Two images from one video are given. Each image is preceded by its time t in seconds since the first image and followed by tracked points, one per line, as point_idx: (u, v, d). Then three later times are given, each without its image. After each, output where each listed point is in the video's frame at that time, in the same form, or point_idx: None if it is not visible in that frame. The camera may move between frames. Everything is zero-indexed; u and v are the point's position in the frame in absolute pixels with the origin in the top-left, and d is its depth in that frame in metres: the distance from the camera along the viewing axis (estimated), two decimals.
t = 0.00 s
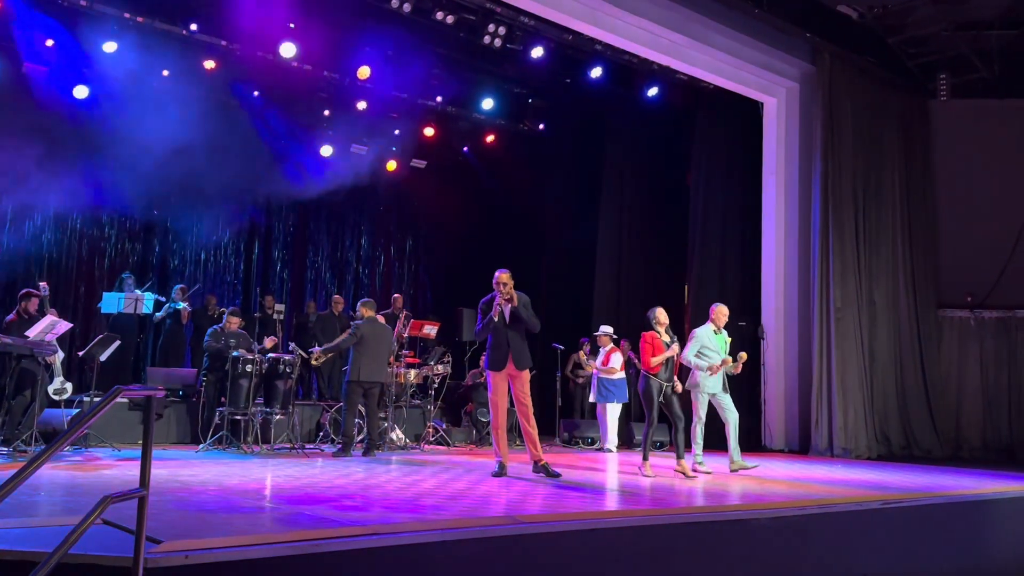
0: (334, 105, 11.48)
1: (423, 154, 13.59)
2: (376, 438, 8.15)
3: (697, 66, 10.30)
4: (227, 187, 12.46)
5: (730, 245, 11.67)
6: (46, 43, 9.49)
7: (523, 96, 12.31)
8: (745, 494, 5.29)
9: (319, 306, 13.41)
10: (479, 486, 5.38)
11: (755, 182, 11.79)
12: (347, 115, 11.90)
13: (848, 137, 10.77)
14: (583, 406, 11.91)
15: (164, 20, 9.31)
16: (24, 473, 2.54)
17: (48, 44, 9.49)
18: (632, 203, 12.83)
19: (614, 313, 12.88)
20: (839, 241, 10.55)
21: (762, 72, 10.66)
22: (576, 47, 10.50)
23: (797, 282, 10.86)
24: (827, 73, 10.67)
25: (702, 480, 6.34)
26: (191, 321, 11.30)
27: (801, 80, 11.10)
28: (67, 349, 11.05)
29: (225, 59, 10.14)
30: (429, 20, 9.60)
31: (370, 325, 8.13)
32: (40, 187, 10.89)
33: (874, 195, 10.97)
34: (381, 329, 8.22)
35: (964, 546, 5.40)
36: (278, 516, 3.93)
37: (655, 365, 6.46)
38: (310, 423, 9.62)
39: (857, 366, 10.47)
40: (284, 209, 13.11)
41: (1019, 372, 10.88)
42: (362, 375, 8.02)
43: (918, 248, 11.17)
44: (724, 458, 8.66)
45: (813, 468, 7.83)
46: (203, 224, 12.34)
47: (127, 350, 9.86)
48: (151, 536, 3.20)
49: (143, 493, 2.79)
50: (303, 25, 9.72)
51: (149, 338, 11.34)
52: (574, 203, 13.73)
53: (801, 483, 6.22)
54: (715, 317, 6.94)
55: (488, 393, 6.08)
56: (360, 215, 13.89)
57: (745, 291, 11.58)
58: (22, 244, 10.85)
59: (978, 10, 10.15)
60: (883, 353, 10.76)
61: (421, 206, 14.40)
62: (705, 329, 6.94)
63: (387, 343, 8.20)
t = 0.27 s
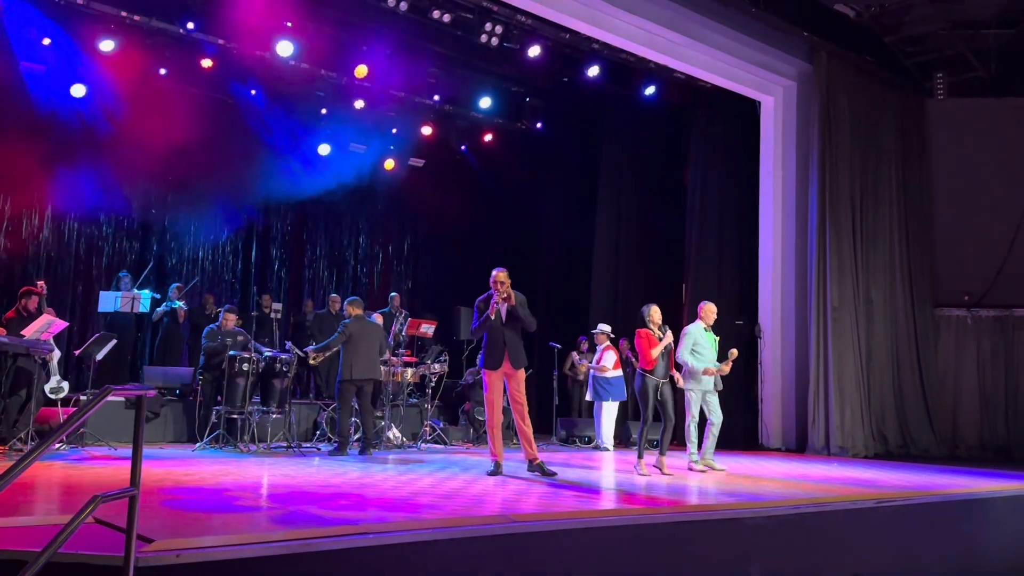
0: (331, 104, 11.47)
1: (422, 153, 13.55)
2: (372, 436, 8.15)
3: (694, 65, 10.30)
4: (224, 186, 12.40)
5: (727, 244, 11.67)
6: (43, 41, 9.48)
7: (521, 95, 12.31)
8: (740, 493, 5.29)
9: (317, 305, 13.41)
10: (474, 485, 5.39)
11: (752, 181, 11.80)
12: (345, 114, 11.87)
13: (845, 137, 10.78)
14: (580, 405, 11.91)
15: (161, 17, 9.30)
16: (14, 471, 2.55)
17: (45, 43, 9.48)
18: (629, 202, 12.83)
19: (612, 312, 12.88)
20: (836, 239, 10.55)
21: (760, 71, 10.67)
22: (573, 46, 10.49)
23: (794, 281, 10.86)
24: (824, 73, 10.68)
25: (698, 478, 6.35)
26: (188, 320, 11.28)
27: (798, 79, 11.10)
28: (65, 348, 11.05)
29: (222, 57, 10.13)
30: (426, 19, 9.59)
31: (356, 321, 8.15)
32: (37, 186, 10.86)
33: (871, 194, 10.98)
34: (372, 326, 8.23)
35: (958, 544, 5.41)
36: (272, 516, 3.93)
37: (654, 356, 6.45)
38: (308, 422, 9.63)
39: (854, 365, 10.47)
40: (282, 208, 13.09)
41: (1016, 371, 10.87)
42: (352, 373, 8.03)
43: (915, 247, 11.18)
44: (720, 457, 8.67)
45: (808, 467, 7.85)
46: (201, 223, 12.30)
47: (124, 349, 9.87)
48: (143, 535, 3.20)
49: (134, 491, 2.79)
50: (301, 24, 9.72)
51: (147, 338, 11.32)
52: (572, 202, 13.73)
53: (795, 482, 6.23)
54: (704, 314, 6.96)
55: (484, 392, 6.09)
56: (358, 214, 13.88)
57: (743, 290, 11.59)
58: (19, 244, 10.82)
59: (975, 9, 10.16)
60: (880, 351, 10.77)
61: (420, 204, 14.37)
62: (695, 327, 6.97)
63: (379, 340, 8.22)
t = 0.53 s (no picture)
0: (329, 103, 11.47)
1: (420, 151, 13.52)
2: (368, 435, 8.16)
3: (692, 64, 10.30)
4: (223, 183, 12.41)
5: (725, 243, 11.67)
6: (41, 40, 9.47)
7: (519, 93, 12.32)
8: (735, 492, 5.30)
9: (316, 304, 13.40)
10: (470, 483, 5.41)
11: (750, 180, 11.81)
12: (343, 113, 11.88)
13: (842, 135, 10.79)
14: (578, 404, 11.93)
15: (160, 16, 9.32)
16: (7, 468, 2.56)
17: (42, 42, 9.48)
18: (628, 201, 12.84)
19: (609, 310, 12.88)
20: (833, 238, 10.56)
21: (757, 70, 10.68)
22: (571, 45, 10.49)
23: (792, 280, 10.87)
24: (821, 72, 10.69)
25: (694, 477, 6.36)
26: (186, 319, 11.27)
27: (795, 78, 11.12)
28: (63, 347, 11.05)
29: (220, 56, 10.14)
30: (424, 18, 9.60)
31: (346, 320, 8.16)
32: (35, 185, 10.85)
33: (869, 192, 10.99)
34: (361, 325, 8.22)
35: (952, 543, 5.43)
36: (267, 514, 3.94)
37: (654, 356, 6.49)
38: (305, 421, 9.64)
39: (851, 364, 10.48)
40: (280, 207, 13.09)
41: (1013, 370, 10.88)
42: (342, 373, 8.03)
43: (912, 246, 11.19)
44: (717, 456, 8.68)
45: (804, 466, 7.86)
46: (197, 222, 12.28)
47: (122, 348, 9.87)
48: (136, 533, 3.22)
49: (127, 489, 2.81)
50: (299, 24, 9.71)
51: (145, 337, 11.31)
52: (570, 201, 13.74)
53: (790, 481, 6.24)
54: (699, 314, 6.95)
55: (481, 391, 6.07)
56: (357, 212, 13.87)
57: (741, 288, 11.60)
58: (20, 243, 10.80)
59: (972, 7, 10.16)
60: (877, 350, 10.78)
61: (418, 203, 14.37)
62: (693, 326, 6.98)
63: (370, 336, 8.24)
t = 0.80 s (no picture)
0: (329, 102, 11.47)
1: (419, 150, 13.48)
2: (365, 433, 8.16)
3: (692, 63, 10.30)
4: (222, 182, 12.43)
5: (724, 241, 11.66)
6: (40, 39, 9.47)
7: (518, 92, 12.30)
8: (732, 490, 5.31)
9: (315, 303, 13.39)
10: (468, 482, 5.41)
11: (749, 178, 11.82)
12: (342, 112, 11.88)
13: (841, 134, 10.79)
14: (577, 402, 11.93)
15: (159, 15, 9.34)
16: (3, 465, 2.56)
17: (41, 41, 9.47)
18: (627, 200, 12.84)
19: (608, 310, 12.88)
20: (831, 237, 10.56)
21: (756, 69, 10.68)
22: (569, 44, 10.50)
23: (791, 279, 10.88)
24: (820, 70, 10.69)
25: (692, 476, 6.36)
26: (186, 318, 11.26)
27: (795, 77, 11.12)
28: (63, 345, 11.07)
29: (219, 54, 10.14)
30: (423, 16, 9.63)
31: (339, 318, 8.15)
32: (35, 184, 10.87)
33: (867, 191, 10.99)
34: (357, 323, 8.21)
35: (949, 540, 5.44)
36: (264, 512, 3.95)
37: (649, 351, 6.50)
38: (304, 419, 9.64)
39: (850, 363, 10.49)
40: (279, 205, 13.11)
41: (1012, 368, 10.90)
42: (338, 372, 8.04)
43: (911, 244, 11.19)
44: (716, 455, 8.68)
45: (802, 464, 7.86)
46: (195, 220, 12.28)
47: (121, 347, 9.87)
48: (133, 531, 3.22)
49: (123, 487, 2.81)
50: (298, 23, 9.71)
51: (145, 335, 11.32)
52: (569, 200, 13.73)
53: (788, 479, 6.24)
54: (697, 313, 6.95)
55: (478, 387, 6.02)
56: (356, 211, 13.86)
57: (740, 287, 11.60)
58: (20, 241, 10.83)
59: (970, 6, 10.17)
60: (876, 349, 10.79)
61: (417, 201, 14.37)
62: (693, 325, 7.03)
63: (363, 334, 8.23)
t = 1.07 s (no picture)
0: (328, 101, 11.45)
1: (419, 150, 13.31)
2: (366, 432, 8.15)
3: (692, 61, 10.29)
4: (221, 180, 12.47)
5: (725, 240, 11.64)
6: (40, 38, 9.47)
7: (518, 91, 12.27)
8: (733, 489, 5.30)
9: (315, 302, 13.38)
10: (468, 481, 5.40)
11: (750, 177, 11.81)
12: (342, 111, 11.87)
13: (842, 133, 10.78)
14: (577, 401, 11.92)
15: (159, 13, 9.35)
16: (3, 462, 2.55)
17: (42, 40, 9.46)
18: (627, 199, 12.83)
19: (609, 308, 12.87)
20: (832, 236, 10.55)
21: (756, 67, 10.67)
22: (570, 43, 10.48)
23: (791, 278, 10.87)
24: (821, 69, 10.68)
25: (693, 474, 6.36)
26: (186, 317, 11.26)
27: (795, 75, 11.13)
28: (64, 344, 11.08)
29: (219, 53, 10.14)
30: (423, 15, 9.63)
31: (339, 317, 8.13)
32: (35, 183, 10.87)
33: (868, 190, 10.99)
34: (354, 322, 8.18)
35: (951, 540, 5.42)
36: (263, 510, 3.94)
37: (646, 353, 6.49)
38: (305, 418, 9.64)
39: (851, 362, 10.48)
40: (279, 204, 13.12)
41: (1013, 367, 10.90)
42: (339, 371, 8.04)
43: (912, 243, 11.18)
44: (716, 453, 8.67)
45: (803, 463, 7.85)
46: (195, 220, 12.31)
47: (121, 345, 9.87)
48: (133, 529, 3.21)
49: (123, 484, 2.81)
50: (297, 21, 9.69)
51: (145, 333, 11.32)
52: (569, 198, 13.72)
53: (789, 478, 6.23)
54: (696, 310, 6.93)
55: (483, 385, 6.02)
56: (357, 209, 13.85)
57: (740, 286, 11.59)
58: (20, 240, 10.84)
59: (971, 4, 10.16)
60: (876, 348, 10.78)
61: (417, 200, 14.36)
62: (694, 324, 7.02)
63: (363, 333, 8.22)
